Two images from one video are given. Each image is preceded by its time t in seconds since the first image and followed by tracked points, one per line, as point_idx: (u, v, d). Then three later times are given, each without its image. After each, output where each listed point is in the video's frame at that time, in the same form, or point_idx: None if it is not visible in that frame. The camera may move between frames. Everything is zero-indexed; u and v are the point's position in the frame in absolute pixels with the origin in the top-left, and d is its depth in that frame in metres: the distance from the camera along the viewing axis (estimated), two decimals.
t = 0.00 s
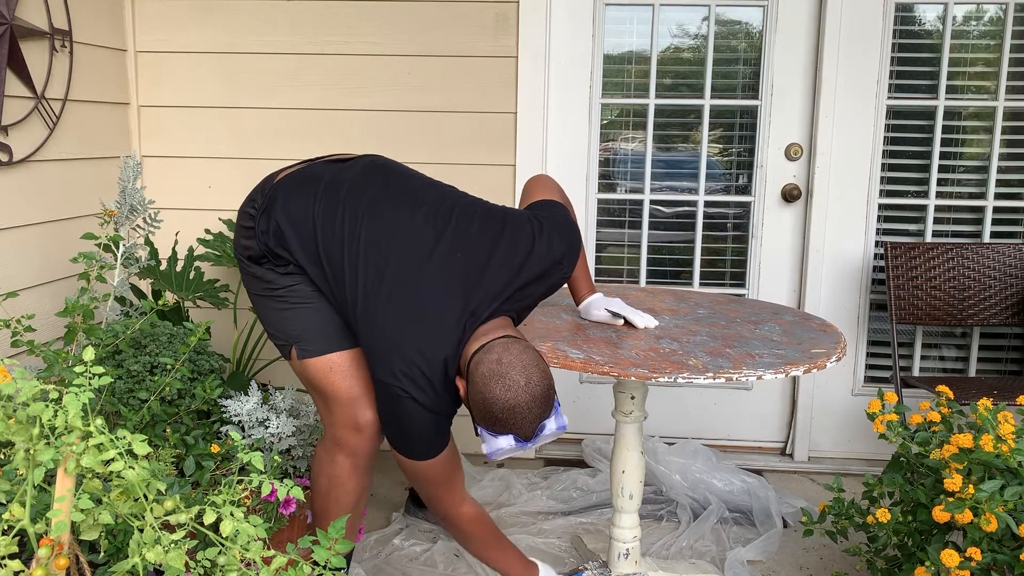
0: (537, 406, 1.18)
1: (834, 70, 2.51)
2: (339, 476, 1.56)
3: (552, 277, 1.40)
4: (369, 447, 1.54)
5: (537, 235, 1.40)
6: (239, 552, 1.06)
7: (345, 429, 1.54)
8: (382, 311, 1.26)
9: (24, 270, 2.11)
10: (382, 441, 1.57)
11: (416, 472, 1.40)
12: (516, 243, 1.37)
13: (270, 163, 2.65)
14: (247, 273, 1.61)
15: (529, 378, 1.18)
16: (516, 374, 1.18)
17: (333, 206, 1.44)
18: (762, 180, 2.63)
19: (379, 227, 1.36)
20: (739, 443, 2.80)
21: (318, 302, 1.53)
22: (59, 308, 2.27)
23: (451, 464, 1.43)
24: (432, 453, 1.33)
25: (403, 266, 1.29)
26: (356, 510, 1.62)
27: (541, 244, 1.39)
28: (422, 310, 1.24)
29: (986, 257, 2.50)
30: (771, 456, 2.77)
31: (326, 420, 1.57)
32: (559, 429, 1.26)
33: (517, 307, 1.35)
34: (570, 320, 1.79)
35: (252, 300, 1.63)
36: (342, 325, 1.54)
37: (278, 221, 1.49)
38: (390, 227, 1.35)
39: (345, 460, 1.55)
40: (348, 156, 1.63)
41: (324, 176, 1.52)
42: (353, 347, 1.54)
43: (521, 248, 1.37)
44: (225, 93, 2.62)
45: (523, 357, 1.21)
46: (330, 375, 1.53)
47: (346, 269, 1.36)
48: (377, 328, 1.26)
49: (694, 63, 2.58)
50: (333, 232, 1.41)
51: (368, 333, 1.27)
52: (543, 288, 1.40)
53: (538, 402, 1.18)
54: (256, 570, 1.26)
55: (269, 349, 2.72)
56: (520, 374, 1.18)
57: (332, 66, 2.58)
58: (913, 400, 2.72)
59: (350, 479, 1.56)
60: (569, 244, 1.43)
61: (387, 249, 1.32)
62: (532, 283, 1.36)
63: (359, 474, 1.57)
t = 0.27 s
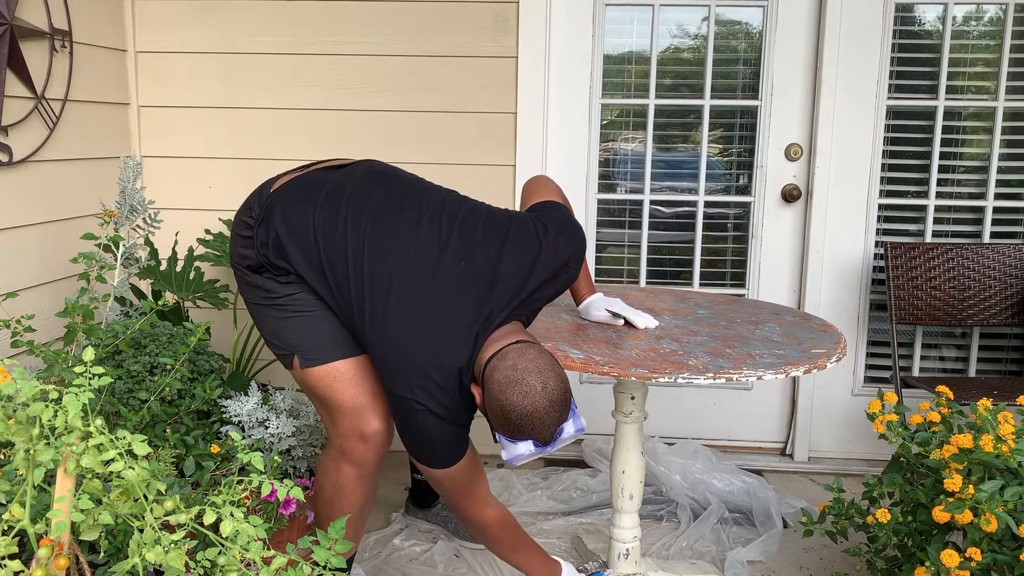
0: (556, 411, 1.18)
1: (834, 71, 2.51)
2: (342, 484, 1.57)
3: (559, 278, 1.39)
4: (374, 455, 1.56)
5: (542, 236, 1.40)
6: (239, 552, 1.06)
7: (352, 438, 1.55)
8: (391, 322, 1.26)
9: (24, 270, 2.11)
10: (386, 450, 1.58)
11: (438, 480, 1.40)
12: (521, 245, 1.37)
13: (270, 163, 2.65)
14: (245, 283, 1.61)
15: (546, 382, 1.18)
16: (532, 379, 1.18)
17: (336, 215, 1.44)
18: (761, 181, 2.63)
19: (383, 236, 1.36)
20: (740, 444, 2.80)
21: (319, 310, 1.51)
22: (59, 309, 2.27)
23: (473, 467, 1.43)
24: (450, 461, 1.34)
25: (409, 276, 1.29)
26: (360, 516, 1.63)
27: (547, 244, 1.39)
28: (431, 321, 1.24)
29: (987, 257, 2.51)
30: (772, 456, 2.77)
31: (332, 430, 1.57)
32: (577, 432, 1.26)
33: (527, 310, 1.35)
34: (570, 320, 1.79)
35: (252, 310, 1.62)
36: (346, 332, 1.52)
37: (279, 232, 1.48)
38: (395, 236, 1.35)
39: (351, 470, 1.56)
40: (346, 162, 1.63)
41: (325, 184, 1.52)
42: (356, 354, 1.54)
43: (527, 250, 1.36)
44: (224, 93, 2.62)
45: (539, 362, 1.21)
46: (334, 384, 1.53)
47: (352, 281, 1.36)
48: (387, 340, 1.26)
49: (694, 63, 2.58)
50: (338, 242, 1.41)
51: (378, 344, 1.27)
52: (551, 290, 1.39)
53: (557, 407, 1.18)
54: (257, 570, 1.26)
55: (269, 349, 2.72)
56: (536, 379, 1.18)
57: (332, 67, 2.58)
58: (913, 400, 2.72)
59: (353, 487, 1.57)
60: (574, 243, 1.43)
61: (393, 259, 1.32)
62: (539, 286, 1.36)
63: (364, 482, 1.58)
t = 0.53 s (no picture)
0: (554, 399, 1.18)
1: (834, 72, 2.51)
2: (343, 488, 1.56)
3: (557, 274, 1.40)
4: (375, 459, 1.55)
5: (540, 233, 1.40)
6: (239, 552, 1.06)
7: (352, 443, 1.54)
8: (391, 326, 1.27)
9: (24, 271, 2.11)
10: (388, 454, 1.57)
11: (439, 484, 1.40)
12: (519, 243, 1.37)
13: (270, 163, 2.65)
14: (243, 287, 1.60)
15: (543, 370, 1.18)
16: (529, 366, 1.18)
17: (332, 219, 1.44)
18: (761, 181, 2.63)
19: (380, 239, 1.36)
20: (740, 444, 2.80)
21: (318, 314, 1.51)
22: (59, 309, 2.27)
23: (475, 471, 1.43)
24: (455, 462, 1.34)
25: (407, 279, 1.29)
26: (361, 519, 1.62)
27: (544, 240, 1.39)
28: (431, 323, 1.25)
29: (986, 257, 2.51)
30: (772, 456, 2.77)
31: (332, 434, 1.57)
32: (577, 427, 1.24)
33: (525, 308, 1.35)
34: (570, 321, 1.79)
35: (251, 314, 1.62)
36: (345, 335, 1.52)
37: (275, 237, 1.48)
38: (392, 238, 1.35)
39: (352, 474, 1.55)
40: (340, 163, 1.62)
41: (320, 188, 1.51)
42: (357, 358, 1.53)
43: (525, 248, 1.36)
44: (224, 94, 2.62)
45: (536, 352, 1.21)
46: (334, 389, 1.52)
47: (350, 285, 1.36)
48: (387, 343, 1.26)
49: (694, 63, 2.58)
50: (335, 245, 1.41)
51: (378, 348, 1.28)
52: (550, 287, 1.40)
53: (554, 395, 1.18)
54: (256, 570, 1.26)
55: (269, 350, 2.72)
56: (533, 366, 1.18)
57: (332, 67, 2.58)
58: (913, 400, 2.72)
59: (355, 491, 1.56)
60: (571, 238, 1.43)
61: (390, 262, 1.32)
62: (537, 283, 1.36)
63: (366, 485, 1.57)
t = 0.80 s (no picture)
0: (556, 399, 1.18)
1: (834, 72, 2.51)
2: (343, 487, 1.56)
3: (557, 273, 1.39)
4: (375, 459, 1.55)
5: (539, 232, 1.40)
6: (239, 553, 1.06)
7: (351, 442, 1.54)
8: (391, 325, 1.27)
9: (24, 271, 2.11)
10: (388, 454, 1.57)
11: (437, 481, 1.39)
12: (518, 242, 1.37)
13: (271, 163, 2.65)
14: (241, 287, 1.60)
15: (546, 371, 1.19)
16: (533, 367, 1.18)
17: (331, 218, 1.43)
18: (761, 182, 2.63)
19: (380, 238, 1.36)
20: (740, 445, 2.80)
21: (318, 313, 1.51)
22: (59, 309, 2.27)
23: (473, 471, 1.42)
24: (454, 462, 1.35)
25: (407, 278, 1.29)
26: (360, 519, 1.62)
27: (544, 240, 1.39)
28: (431, 324, 1.25)
29: (986, 257, 2.51)
30: (772, 457, 2.77)
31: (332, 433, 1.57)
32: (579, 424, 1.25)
33: (524, 308, 1.36)
34: (570, 321, 1.79)
35: (250, 314, 1.62)
36: (343, 335, 1.52)
37: (274, 236, 1.48)
38: (392, 237, 1.35)
39: (351, 473, 1.55)
40: (338, 163, 1.63)
41: (319, 187, 1.51)
42: (356, 357, 1.53)
43: (524, 247, 1.37)
44: (224, 94, 2.62)
45: (537, 351, 1.22)
46: (334, 388, 1.52)
47: (349, 285, 1.36)
48: (386, 342, 1.26)
49: (694, 63, 2.58)
50: (334, 244, 1.40)
51: (377, 347, 1.28)
52: (549, 286, 1.40)
53: (557, 395, 1.19)
54: (256, 570, 1.26)
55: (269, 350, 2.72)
56: (537, 368, 1.18)
57: (332, 67, 2.58)
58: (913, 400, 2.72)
59: (354, 490, 1.56)
60: (570, 237, 1.43)
61: (389, 261, 1.32)
62: (537, 282, 1.36)
63: (365, 484, 1.57)
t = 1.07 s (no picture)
0: (570, 393, 1.18)
1: (834, 73, 2.51)
2: (346, 490, 1.58)
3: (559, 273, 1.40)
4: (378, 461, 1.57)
5: (542, 232, 1.41)
6: (239, 553, 1.06)
7: (355, 445, 1.55)
8: (396, 326, 1.26)
9: (24, 271, 2.11)
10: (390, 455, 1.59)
11: (436, 484, 1.39)
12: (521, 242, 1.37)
13: (271, 163, 2.65)
14: (243, 290, 1.60)
15: (558, 366, 1.19)
16: (544, 363, 1.18)
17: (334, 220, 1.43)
18: (761, 182, 2.63)
19: (383, 239, 1.36)
20: (740, 445, 2.80)
21: (320, 317, 1.51)
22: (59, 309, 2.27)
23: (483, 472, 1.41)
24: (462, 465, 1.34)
25: (411, 279, 1.29)
26: (364, 519, 1.64)
27: (547, 240, 1.39)
28: (436, 325, 1.24)
29: (986, 257, 2.51)
30: (772, 457, 2.77)
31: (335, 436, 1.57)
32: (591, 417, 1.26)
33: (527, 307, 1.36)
34: (570, 320, 1.79)
35: (252, 317, 1.62)
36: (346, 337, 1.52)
37: (276, 239, 1.48)
38: (395, 238, 1.35)
39: (355, 475, 1.57)
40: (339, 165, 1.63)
41: (320, 189, 1.51)
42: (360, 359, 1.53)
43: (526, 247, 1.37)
44: (224, 94, 2.62)
45: (548, 347, 1.21)
46: (337, 391, 1.52)
47: (353, 287, 1.36)
48: (392, 343, 1.26)
49: (694, 64, 2.58)
50: (337, 246, 1.40)
51: (383, 348, 1.27)
52: (551, 285, 1.40)
53: (570, 390, 1.19)
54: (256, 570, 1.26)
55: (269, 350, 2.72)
56: (548, 364, 1.18)
57: (332, 67, 2.58)
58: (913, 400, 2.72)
59: (357, 492, 1.58)
60: (572, 237, 1.44)
61: (393, 262, 1.32)
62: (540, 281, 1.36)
63: (368, 485, 1.59)
